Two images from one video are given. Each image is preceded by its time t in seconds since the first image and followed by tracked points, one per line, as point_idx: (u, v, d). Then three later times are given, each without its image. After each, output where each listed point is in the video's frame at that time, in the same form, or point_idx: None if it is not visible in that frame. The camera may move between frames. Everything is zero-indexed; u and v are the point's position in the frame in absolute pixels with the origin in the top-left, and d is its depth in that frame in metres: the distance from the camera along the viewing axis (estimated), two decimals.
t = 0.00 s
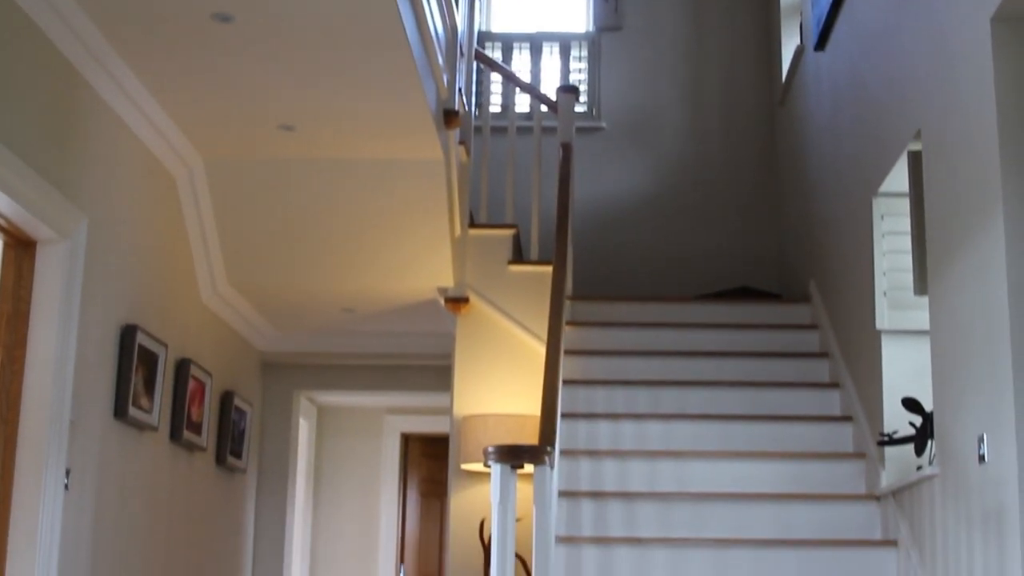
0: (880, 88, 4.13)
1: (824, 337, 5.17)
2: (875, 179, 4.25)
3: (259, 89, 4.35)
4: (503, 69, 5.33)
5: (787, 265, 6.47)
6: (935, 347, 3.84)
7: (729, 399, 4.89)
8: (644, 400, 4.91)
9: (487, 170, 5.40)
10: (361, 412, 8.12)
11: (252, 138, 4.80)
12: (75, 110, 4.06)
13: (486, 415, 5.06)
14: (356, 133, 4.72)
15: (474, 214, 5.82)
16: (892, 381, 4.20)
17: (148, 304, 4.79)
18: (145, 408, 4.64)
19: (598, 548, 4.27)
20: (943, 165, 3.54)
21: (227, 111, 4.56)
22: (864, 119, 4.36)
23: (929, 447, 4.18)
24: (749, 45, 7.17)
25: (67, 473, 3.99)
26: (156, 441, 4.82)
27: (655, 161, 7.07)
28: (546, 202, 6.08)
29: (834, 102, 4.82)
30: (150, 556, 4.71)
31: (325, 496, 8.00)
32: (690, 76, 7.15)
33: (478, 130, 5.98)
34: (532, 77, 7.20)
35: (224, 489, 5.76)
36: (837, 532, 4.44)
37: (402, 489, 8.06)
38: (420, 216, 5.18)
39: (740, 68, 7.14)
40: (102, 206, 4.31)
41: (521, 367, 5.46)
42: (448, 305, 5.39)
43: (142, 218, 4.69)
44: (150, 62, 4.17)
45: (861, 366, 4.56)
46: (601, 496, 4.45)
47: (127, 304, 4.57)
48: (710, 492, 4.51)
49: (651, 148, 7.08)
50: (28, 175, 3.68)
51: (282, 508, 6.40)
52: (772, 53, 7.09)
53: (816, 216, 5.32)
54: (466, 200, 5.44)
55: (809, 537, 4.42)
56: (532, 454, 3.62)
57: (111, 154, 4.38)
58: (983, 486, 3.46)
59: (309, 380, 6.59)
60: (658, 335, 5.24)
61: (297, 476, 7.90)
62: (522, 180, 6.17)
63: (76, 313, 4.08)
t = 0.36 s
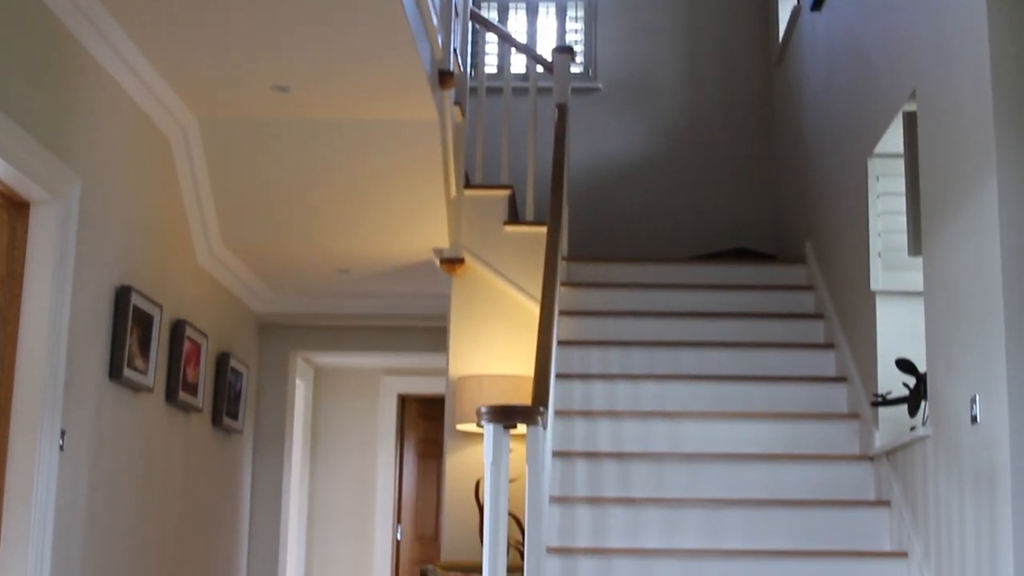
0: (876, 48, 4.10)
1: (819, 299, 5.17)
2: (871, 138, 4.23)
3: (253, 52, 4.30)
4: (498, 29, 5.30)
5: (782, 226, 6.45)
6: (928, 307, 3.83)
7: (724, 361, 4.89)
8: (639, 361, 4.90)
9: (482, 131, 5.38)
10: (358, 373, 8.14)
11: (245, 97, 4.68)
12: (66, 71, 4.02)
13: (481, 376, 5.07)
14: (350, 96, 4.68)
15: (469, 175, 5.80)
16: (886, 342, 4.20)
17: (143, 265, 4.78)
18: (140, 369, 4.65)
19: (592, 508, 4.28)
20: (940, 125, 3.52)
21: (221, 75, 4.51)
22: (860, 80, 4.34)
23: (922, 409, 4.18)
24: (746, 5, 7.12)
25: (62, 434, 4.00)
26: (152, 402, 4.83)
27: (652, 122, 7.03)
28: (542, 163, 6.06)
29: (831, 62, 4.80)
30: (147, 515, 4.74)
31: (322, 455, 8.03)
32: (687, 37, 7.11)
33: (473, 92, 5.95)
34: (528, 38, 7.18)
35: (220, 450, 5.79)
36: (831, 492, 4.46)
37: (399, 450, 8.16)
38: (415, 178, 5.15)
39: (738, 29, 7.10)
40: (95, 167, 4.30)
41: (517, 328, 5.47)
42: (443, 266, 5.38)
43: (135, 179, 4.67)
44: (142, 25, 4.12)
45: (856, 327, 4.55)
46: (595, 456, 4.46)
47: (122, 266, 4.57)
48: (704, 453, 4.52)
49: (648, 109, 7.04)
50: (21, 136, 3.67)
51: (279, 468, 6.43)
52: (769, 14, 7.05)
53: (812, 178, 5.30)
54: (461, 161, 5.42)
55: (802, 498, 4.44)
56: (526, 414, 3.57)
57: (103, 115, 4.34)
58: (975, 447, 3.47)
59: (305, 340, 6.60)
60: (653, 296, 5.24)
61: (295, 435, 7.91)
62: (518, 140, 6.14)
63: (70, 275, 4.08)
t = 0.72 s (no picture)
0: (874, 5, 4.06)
1: (815, 257, 5.15)
2: (867, 95, 4.21)
3: (247, 13, 4.26)
4: None
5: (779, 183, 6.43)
6: (921, 265, 3.82)
7: (719, 318, 4.89)
8: (634, 319, 4.90)
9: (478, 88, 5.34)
10: (355, 330, 8.16)
11: (241, 59, 4.69)
12: (57, 28, 3.98)
13: (477, 334, 5.07)
14: (345, 54, 4.64)
15: (464, 133, 5.77)
16: (880, 301, 4.19)
17: (137, 223, 4.77)
18: (135, 327, 4.65)
19: (585, 465, 4.30)
20: (938, 82, 3.49)
21: (214, 34, 4.47)
22: (858, 37, 4.30)
23: (915, 366, 4.19)
24: None
25: (57, 392, 4.00)
26: (147, 360, 4.84)
27: (648, 79, 6.99)
28: (537, 121, 6.03)
29: (829, 18, 4.75)
30: (144, 472, 4.77)
31: (319, 411, 8.07)
32: None
33: (468, 49, 5.90)
34: None
35: (216, 407, 5.81)
36: (824, 449, 4.48)
37: (396, 408, 8.20)
38: (410, 135, 5.12)
39: None
40: (88, 125, 4.27)
41: (512, 286, 5.47)
42: (439, 224, 5.37)
43: (128, 136, 4.64)
44: None
45: (850, 285, 4.55)
46: (589, 414, 4.46)
47: (116, 224, 4.56)
48: (698, 410, 4.53)
49: (644, 66, 6.99)
50: (12, 94, 3.64)
51: (275, 426, 6.46)
52: None
53: (808, 135, 5.27)
54: (456, 119, 5.39)
55: (796, 455, 4.46)
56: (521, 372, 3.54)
57: (96, 71, 4.30)
58: (968, 405, 3.47)
59: (300, 298, 6.60)
60: (648, 254, 5.22)
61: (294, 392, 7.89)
62: (514, 98, 6.10)
63: (63, 234, 4.07)
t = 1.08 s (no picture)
0: None
1: (811, 216, 5.14)
2: (863, 52, 4.18)
3: None
4: None
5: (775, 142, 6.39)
6: (916, 224, 3.81)
7: (714, 277, 4.88)
8: (630, 278, 4.89)
9: (473, 46, 5.31)
10: (352, 287, 8.22)
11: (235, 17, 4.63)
12: None
13: (472, 292, 5.09)
14: (340, 13, 4.60)
15: (460, 91, 5.75)
16: (874, 260, 4.18)
17: (131, 182, 4.75)
18: (130, 286, 4.66)
19: (579, 424, 4.31)
20: (936, 42, 3.46)
21: None
22: None
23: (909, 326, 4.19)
24: None
25: (51, 351, 4.01)
26: (142, 319, 4.86)
27: (644, 39, 6.97)
28: (533, 80, 6.00)
29: None
30: (140, 430, 4.80)
31: (316, 368, 8.17)
32: None
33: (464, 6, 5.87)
34: None
35: (212, 366, 5.84)
36: (818, 408, 4.49)
37: (393, 368, 8.21)
38: (405, 93, 5.09)
39: None
40: (80, 84, 4.24)
41: (509, 243, 5.46)
42: (434, 182, 5.39)
43: (121, 96, 4.61)
44: None
45: (846, 244, 4.53)
46: (583, 373, 4.47)
47: (110, 184, 4.55)
48: (692, 369, 4.54)
49: (640, 25, 6.99)
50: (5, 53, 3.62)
51: (272, 385, 6.49)
52: None
53: (804, 94, 5.25)
54: (451, 77, 5.36)
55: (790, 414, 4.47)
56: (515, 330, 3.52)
57: (88, 30, 4.27)
58: (960, 365, 3.48)
59: (297, 257, 6.60)
60: (644, 212, 5.21)
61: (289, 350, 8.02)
62: (510, 56, 6.06)
63: (57, 193, 4.06)
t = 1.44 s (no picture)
0: None
1: (806, 178, 5.12)
2: (860, 14, 4.14)
3: None
4: None
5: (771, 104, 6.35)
6: (911, 186, 3.79)
7: (709, 240, 4.87)
8: (625, 241, 4.88)
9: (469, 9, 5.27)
10: (349, 253, 8.27)
11: None
12: None
13: (468, 255, 5.10)
14: None
15: (456, 54, 5.72)
16: (869, 223, 4.17)
17: (125, 146, 4.74)
18: (124, 250, 4.66)
19: (574, 387, 4.32)
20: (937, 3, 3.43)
21: None
22: None
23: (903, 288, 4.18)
24: None
25: (45, 315, 4.02)
26: (137, 283, 4.86)
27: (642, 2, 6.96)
28: (529, 42, 5.97)
29: None
30: (135, 393, 4.82)
31: (314, 332, 8.26)
32: None
33: None
34: None
35: (209, 329, 5.85)
36: (812, 371, 4.49)
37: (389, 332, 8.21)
38: (400, 54, 5.07)
39: None
40: (73, 47, 4.22)
41: (506, 206, 5.45)
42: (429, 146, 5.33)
43: (114, 58, 4.59)
44: None
45: (841, 206, 4.51)
46: (578, 336, 4.47)
47: (105, 148, 4.54)
48: (688, 332, 4.54)
49: None
50: None
51: (268, 348, 6.51)
52: None
53: (800, 56, 5.22)
54: (447, 40, 5.33)
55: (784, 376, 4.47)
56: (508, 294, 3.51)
57: None
58: (954, 327, 3.47)
59: (293, 221, 6.60)
60: (640, 175, 5.19)
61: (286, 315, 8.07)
62: (507, 18, 6.02)
63: (51, 158, 4.06)
